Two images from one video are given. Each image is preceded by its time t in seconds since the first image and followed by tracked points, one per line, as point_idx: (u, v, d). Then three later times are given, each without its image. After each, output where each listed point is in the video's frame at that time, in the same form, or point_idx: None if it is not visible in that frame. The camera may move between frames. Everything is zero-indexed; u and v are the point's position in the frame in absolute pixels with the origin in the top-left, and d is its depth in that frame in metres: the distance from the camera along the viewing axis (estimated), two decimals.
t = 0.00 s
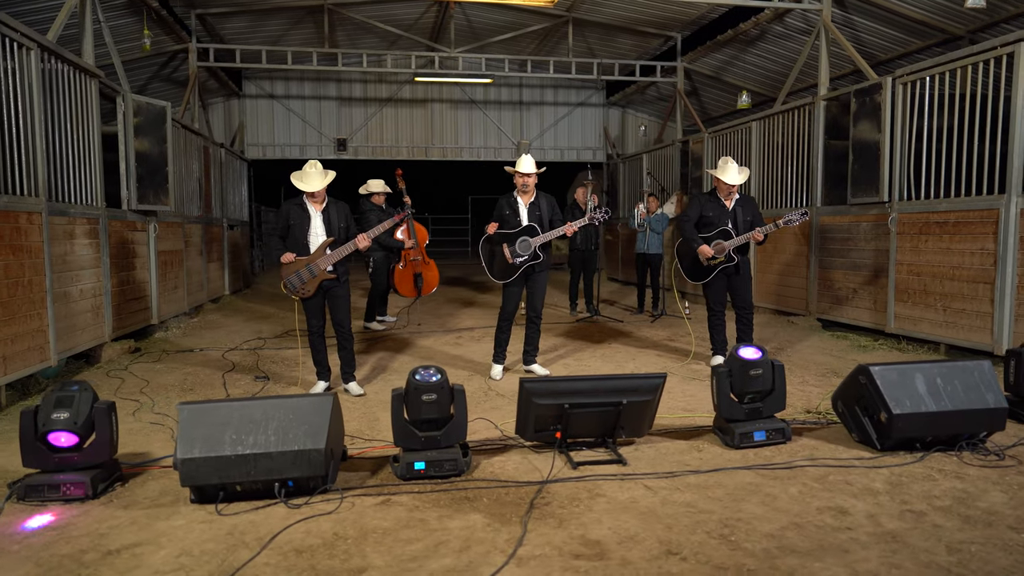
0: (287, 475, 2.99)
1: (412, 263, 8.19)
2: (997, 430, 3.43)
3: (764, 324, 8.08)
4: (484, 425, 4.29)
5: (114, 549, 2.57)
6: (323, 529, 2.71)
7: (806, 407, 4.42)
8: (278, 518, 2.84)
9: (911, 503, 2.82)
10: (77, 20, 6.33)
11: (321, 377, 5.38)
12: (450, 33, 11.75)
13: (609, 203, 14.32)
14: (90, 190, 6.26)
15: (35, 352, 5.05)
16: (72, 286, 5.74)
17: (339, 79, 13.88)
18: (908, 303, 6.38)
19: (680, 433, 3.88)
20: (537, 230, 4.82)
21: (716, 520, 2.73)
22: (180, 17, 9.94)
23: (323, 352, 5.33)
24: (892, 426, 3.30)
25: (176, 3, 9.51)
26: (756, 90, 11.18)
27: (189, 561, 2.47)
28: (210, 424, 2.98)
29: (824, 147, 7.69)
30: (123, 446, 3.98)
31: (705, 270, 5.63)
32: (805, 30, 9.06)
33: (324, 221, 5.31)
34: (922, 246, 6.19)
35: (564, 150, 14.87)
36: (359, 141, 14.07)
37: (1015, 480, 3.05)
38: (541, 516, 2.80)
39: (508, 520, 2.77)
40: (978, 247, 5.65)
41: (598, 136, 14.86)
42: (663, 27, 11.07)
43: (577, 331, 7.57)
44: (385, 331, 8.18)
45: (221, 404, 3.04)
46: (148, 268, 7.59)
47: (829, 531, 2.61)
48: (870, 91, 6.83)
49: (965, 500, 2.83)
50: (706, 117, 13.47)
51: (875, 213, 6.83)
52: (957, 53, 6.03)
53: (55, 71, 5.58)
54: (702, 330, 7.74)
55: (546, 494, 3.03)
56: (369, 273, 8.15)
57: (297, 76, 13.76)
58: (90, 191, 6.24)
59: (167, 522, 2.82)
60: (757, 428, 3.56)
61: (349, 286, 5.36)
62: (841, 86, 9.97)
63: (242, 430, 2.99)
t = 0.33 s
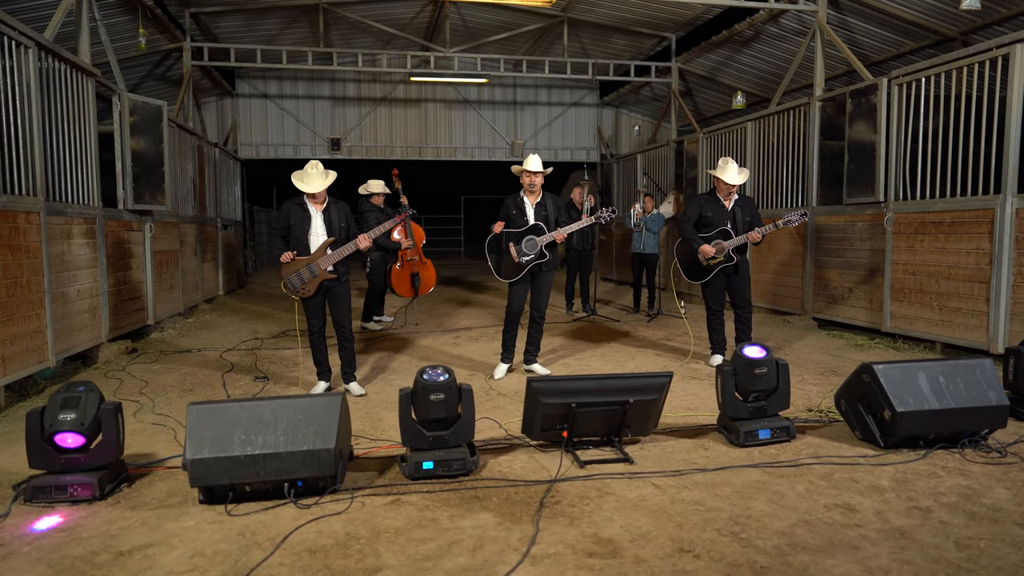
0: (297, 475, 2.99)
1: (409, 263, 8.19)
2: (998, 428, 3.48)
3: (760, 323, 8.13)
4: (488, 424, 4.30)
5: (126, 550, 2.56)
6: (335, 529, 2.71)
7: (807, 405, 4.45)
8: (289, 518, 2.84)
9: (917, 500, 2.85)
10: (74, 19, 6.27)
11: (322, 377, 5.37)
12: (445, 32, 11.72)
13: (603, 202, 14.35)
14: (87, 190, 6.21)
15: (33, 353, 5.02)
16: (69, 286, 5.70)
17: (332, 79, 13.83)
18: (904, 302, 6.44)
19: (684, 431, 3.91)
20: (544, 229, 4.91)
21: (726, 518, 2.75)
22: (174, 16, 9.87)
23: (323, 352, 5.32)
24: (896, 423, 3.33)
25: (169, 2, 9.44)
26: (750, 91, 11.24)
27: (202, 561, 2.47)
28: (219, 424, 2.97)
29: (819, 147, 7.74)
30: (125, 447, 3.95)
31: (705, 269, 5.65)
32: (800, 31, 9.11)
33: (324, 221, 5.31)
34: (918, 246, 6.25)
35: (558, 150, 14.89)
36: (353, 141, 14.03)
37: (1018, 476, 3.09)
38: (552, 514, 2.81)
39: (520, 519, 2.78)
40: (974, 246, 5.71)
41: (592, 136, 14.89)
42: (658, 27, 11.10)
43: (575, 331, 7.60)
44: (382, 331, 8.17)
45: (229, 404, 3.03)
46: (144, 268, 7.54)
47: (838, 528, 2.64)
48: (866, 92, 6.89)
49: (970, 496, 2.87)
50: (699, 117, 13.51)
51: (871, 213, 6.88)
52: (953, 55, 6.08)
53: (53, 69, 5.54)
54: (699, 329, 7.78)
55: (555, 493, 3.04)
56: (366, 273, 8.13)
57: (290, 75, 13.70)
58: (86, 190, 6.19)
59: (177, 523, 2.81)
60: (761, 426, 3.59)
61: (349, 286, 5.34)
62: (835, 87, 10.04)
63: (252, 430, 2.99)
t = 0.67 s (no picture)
0: (305, 475, 2.99)
1: (407, 264, 8.19)
2: (999, 426, 3.52)
3: (756, 322, 8.17)
4: (491, 424, 4.31)
5: (136, 551, 2.56)
6: (345, 529, 2.71)
7: (808, 404, 4.49)
8: (298, 519, 2.84)
9: (922, 498, 2.89)
10: (71, 19, 6.24)
11: (322, 377, 5.36)
12: (441, 32, 11.70)
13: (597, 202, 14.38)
14: (85, 191, 6.19)
15: (32, 354, 4.99)
16: (67, 287, 5.67)
17: (327, 79, 13.81)
18: (900, 302, 6.49)
19: (688, 430, 3.93)
20: (548, 229, 4.94)
21: (735, 516, 2.77)
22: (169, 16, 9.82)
23: (324, 352, 5.32)
24: (899, 422, 3.36)
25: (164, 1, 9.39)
26: (745, 91, 11.29)
27: (214, 562, 2.47)
28: (227, 425, 2.97)
29: (815, 148, 7.79)
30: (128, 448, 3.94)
31: (704, 269, 5.67)
32: (795, 32, 9.17)
33: (324, 221, 5.30)
34: (914, 246, 6.31)
35: (552, 149, 14.90)
36: (348, 141, 14.00)
37: (1020, 474, 3.13)
38: (562, 513, 2.82)
39: (529, 518, 2.79)
40: (970, 246, 5.76)
41: (586, 136, 14.91)
42: (653, 28, 11.13)
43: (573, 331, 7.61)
44: (380, 331, 8.16)
45: (237, 405, 3.03)
46: (140, 268, 7.50)
47: (845, 525, 2.66)
48: (862, 92, 6.94)
49: (975, 494, 2.91)
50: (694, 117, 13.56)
51: (867, 213, 6.93)
52: (948, 56, 6.13)
53: (51, 68, 5.51)
54: (697, 329, 7.81)
55: (564, 492, 3.06)
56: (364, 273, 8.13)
57: (285, 75, 13.66)
58: (83, 191, 6.16)
59: (186, 524, 2.80)
60: (765, 425, 3.62)
61: (350, 286, 5.34)
62: (829, 88, 10.11)
63: (260, 431, 2.98)
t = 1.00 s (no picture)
0: (304, 475, 2.98)
1: (403, 263, 8.18)
2: (997, 424, 3.53)
3: (752, 321, 8.19)
4: (490, 423, 4.30)
5: (135, 552, 2.55)
6: (345, 529, 2.71)
7: (806, 402, 4.50)
8: (297, 519, 2.83)
9: (921, 495, 2.90)
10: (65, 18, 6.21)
11: (320, 377, 5.35)
12: (436, 32, 11.69)
13: (593, 201, 14.38)
14: (80, 191, 6.18)
15: (28, 355, 4.96)
16: (63, 287, 5.65)
17: (322, 78, 13.78)
18: (896, 300, 6.52)
19: (686, 429, 3.93)
20: (548, 229, 4.96)
21: (735, 514, 2.77)
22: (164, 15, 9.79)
23: (321, 352, 5.31)
24: (897, 419, 3.37)
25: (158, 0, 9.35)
26: (739, 90, 11.31)
27: (213, 563, 2.46)
28: (226, 425, 2.96)
29: (811, 147, 7.80)
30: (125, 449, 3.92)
31: (702, 269, 5.67)
32: (790, 32, 9.19)
33: (320, 220, 5.30)
34: (910, 244, 6.33)
35: (548, 149, 14.91)
36: (344, 140, 13.98)
37: (1018, 471, 3.15)
38: (562, 513, 2.82)
39: (529, 517, 2.79)
40: (966, 245, 5.78)
41: (582, 135, 14.92)
42: (649, 27, 11.14)
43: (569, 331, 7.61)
44: (377, 331, 8.15)
45: (236, 405, 3.02)
46: (136, 268, 7.47)
47: (845, 523, 2.67)
48: (857, 92, 6.97)
49: (973, 491, 2.92)
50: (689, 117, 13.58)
51: (863, 211, 6.94)
52: (943, 55, 6.16)
53: (46, 68, 5.48)
54: (693, 328, 7.82)
55: (563, 491, 3.06)
56: (360, 273, 8.12)
57: (280, 74, 13.63)
58: (79, 191, 6.14)
59: (184, 525, 2.79)
60: (763, 423, 3.62)
61: (346, 286, 5.32)
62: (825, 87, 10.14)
63: (258, 431, 2.98)
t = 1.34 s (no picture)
0: (289, 479, 2.95)
1: (398, 264, 8.14)
2: (992, 424, 3.50)
3: (750, 321, 8.15)
4: (481, 425, 4.26)
5: (115, 559, 2.52)
6: (329, 534, 2.67)
7: (800, 403, 4.45)
8: (281, 524, 2.79)
9: (913, 497, 2.86)
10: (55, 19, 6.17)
11: (311, 379, 5.31)
12: (432, 31, 11.64)
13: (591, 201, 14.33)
14: (71, 193, 6.16)
15: (16, 358, 4.93)
16: (52, 289, 5.62)
17: (318, 79, 13.73)
18: (893, 299, 6.48)
19: (679, 430, 3.89)
20: (543, 232, 4.96)
21: (724, 517, 2.73)
22: (158, 16, 9.74)
23: (312, 354, 5.27)
24: (891, 420, 3.33)
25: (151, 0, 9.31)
26: (736, 88, 11.27)
27: (194, 570, 2.42)
28: (210, 429, 2.93)
29: (807, 146, 7.75)
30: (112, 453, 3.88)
31: (700, 267, 5.60)
32: (787, 30, 9.14)
33: (312, 222, 5.26)
34: (907, 243, 6.29)
35: (546, 149, 14.85)
36: (340, 141, 13.94)
37: (1012, 472, 3.11)
38: (549, 516, 2.78)
39: (516, 521, 2.75)
40: (962, 243, 5.74)
41: (579, 135, 14.87)
42: (645, 26, 11.10)
43: (565, 332, 7.57)
44: (372, 332, 8.10)
45: (220, 408, 2.98)
46: (129, 270, 7.43)
47: (836, 526, 2.63)
48: (853, 89, 6.91)
49: (966, 493, 2.89)
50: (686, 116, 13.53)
51: (860, 210, 6.90)
52: (939, 52, 6.11)
53: (34, 69, 5.46)
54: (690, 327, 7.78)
55: (552, 494, 3.02)
56: (355, 273, 8.09)
57: (276, 75, 13.58)
58: (69, 193, 6.11)
59: (166, 531, 2.76)
60: (756, 424, 3.58)
61: (339, 286, 5.29)
62: (822, 85, 10.09)
63: (242, 435, 2.94)
